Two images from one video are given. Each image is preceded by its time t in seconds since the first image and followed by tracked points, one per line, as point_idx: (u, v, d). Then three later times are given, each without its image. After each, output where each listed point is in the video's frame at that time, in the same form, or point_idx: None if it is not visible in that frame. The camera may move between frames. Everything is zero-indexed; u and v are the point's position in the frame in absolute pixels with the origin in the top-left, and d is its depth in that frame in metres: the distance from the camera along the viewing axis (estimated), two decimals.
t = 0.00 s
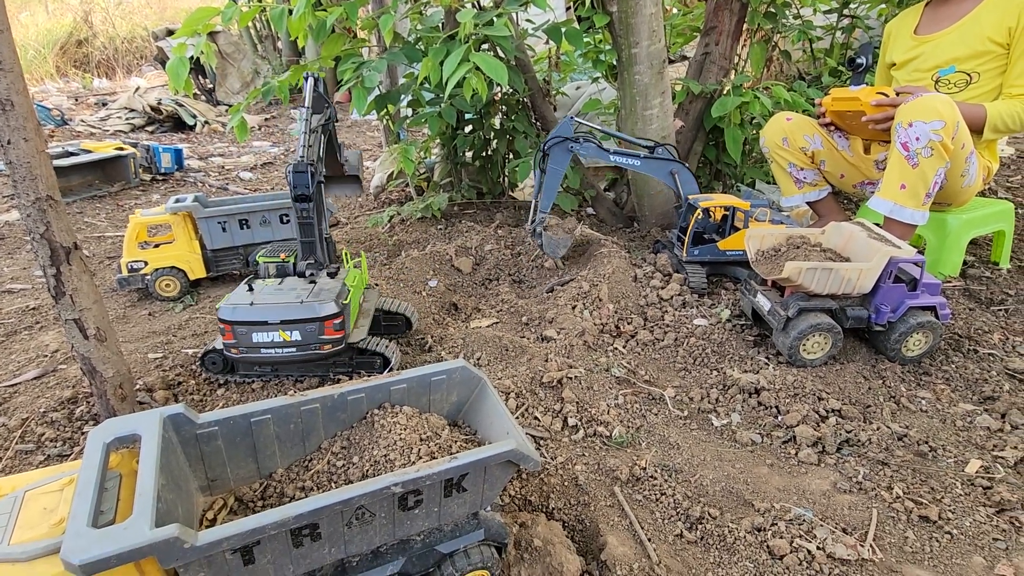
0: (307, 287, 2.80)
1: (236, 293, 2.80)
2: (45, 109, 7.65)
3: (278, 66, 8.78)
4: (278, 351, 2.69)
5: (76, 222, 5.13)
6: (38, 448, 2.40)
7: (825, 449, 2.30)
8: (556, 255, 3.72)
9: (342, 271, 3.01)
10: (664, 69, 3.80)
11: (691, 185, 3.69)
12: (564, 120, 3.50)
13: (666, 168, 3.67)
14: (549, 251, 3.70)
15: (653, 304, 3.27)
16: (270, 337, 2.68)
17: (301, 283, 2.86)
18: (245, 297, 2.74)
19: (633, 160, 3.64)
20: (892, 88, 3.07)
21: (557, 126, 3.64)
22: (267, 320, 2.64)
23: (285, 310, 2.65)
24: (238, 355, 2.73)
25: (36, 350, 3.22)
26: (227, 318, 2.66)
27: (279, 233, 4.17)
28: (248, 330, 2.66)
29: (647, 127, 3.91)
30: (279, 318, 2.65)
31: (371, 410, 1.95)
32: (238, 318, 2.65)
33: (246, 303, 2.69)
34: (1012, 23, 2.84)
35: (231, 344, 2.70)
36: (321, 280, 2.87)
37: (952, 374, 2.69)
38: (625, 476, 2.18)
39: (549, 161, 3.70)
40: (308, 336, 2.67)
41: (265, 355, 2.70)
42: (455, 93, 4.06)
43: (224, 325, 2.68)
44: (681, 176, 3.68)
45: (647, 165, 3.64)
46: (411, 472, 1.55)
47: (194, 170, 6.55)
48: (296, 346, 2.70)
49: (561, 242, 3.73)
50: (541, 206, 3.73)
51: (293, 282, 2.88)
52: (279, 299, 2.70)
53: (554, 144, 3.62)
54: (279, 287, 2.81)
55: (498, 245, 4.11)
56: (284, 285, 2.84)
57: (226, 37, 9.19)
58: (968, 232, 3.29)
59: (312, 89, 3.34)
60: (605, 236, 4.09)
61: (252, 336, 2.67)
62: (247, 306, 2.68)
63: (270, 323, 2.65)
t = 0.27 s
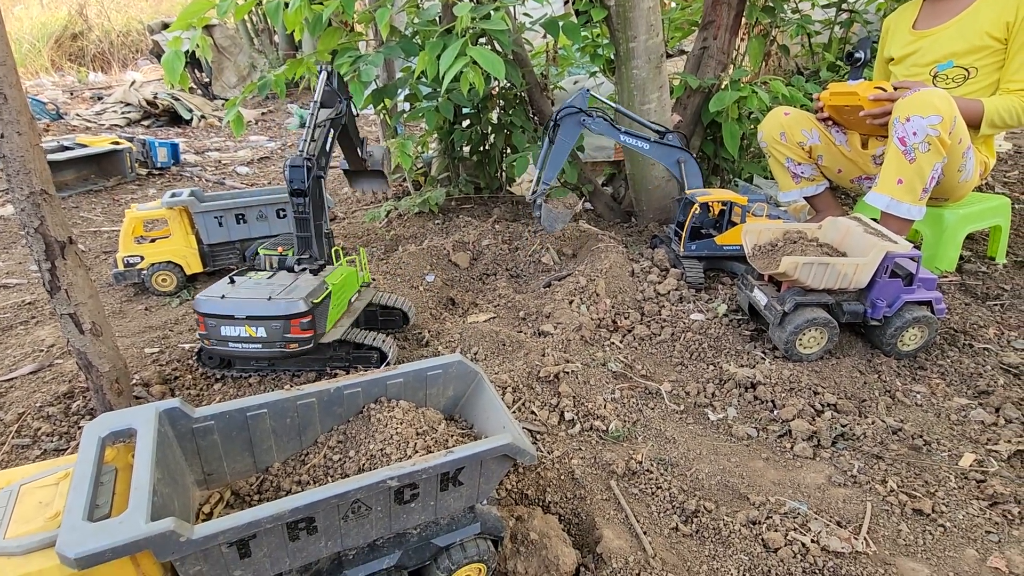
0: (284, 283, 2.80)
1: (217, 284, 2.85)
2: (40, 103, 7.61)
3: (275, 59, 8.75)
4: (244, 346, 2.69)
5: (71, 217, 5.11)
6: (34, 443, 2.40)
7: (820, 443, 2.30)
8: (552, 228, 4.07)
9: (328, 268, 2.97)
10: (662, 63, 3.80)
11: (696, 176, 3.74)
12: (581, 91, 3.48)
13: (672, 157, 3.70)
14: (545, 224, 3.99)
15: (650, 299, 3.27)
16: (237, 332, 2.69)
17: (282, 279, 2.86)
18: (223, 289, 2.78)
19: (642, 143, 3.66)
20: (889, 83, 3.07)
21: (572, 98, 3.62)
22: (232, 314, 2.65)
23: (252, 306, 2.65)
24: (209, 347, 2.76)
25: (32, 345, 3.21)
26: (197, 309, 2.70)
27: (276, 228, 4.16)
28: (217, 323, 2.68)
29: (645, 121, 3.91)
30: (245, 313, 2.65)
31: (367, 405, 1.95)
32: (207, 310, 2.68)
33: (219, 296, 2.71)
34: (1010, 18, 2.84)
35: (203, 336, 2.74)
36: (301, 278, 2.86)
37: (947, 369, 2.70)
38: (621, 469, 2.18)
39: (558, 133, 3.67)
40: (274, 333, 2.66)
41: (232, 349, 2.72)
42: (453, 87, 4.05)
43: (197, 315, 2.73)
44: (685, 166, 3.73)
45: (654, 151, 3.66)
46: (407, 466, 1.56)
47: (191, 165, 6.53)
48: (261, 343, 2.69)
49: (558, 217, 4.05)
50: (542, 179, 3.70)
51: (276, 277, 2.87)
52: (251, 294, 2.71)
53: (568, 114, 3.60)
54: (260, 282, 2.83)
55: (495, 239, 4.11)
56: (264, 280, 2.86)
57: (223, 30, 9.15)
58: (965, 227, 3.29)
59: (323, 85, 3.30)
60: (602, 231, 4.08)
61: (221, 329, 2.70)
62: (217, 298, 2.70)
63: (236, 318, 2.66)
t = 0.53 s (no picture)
0: (263, 279, 2.79)
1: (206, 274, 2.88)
2: (37, 99, 7.59)
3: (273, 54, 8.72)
4: (216, 339, 2.71)
5: (69, 213, 5.10)
6: (33, 439, 2.40)
7: (817, 438, 2.31)
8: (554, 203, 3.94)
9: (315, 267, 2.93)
10: (661, 59, 3.79)
11: (704, 167, 3.79)
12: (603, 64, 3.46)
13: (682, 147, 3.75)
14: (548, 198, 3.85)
15: (649, 295, 3.27)
16: (210, 325, 2.70)
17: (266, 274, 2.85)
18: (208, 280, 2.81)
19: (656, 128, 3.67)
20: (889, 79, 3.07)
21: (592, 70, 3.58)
22: (206, 308, 2.67)
23: (224, 301, 2.65)
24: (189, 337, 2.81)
25: (30, 341, 3.21)
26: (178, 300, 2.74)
27: (274, 223, 4.16)
28: (194, 314, 2.71)
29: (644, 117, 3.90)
30: (216, 308, 2.66)
31: (366, 400, 1.95)
32: (186, 301, 2.71)
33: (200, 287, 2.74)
34: (1010, 14, 2.84)
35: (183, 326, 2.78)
36: (284, 275, 2.84)
37: (944, 364, 2.71)
38: (619, 465, 2.19)
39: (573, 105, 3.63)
40: (242, 330, 2.66)
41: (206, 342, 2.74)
42: (451, 82, 4.04)
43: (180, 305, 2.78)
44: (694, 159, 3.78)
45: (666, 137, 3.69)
46: (406, 461, 1.56)
47: (189, 160, 6.51)
48: (232, 338, 2.69)
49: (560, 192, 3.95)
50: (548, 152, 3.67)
51: (261, 272, 2.87)
52: (227, 288, 2.72)
53: (587, 86, 3.56)
54: (244, 275, 2.84)
55: (494, 235, 4.11)
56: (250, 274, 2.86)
57: (220, 25, 9.11)
58: (963, 224, 3.30)
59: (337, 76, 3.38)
60: (601, 227, 4.09)
61: (197, 321, 2.73)
62: (196, 290, 2.73)
63: (209, 311, 2.67)
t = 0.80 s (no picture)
0: (246, 276, 2.75)
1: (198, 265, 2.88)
2: (35, 95, 7.56)
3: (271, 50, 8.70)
4: (192, 333, 2.70)
5: (68, 210, 5.09)
6: (33, 437, 2.40)
7: (817, 436, 2.31)
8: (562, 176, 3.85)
9: (302, 266, 2.88)
10: (661, 56, 3.78)
11: (712, 162, 3.82)
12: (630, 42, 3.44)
13: (694, 140, 3.78)
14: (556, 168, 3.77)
15: (649, 293, 3.27)
16: (187, 318, 2.70)
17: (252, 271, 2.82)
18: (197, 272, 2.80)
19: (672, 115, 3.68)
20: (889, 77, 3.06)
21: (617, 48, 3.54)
22: (183, 302, 2.66)
23: (199, 296, 2.64)
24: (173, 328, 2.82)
25: (30, 339, 3.21)
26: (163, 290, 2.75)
27: (273, 221, 4.16)
28: (174, 307, 2.72)
29: (644, 114, 3.88)
30: (191, 302, 2.65)
31: (366, 399, 1.95)
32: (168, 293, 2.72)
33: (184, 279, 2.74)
34: (1011, 11, 2.83)
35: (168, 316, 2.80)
36: (268, 272, 2.80)
37: (943, 362, 2.71)
38: (619, 463, 2.19)
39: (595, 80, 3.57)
40: (215, 327, 2.64)
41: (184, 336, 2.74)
42: (451, 79, 4.03)
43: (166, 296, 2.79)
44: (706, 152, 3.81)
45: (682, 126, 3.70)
46: (406, 461, 1.56)
47: (188, 157, 6.50)
48: (206, 334, 2.67)
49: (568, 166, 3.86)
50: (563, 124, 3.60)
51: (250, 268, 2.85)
52: (207, 283, 2.70)
53: (611, 60, 3.50)
54: (232, 269, 2.82)
55: (494, 233, 4.11)
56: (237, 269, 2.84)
57: (219, 21, 9.08)
58: (963, 221, 3.30)
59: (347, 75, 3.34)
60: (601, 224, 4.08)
61: (177, 313, 2.74)
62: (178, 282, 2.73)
63: (186, 305, 2.66)
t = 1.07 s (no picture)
0: (230, 270, 2.73)
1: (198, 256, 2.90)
2: (33, 91, 7.54)
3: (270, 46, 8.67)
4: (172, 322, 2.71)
5: (67, 206, 5.07)
6: (31, 433, 2.39)
7: (818, 431, 2.30)
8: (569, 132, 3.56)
9: (291, 263, 2.85)
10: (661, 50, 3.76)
11: (722, 157, 3.82)
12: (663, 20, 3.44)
13: (706, 134, 3.78)
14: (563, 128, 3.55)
15: (650, 288, 3.26)
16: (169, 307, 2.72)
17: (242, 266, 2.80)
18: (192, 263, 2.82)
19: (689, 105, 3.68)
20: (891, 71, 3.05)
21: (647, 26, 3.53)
22: (165, 290, 2.68)
23: (178, 286, 2.64)
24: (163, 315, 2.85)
25: (28, 335, 3.19)
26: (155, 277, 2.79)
27: (271, 217, 4.16)
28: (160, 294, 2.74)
29: (645, 109, 3.86)
30: (171, 291, 2.66)
31: (366, 394, 1.94)
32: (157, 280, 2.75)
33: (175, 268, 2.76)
34: (1014, 4, 2.82)
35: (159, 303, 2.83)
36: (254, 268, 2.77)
37: (945, 357, 2.70)
38: (620, 458, 2.18)
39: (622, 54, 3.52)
40: (190, 317, 2.63)
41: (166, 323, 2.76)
42: (451, 74, 4.01)
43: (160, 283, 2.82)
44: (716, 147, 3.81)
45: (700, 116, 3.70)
46: (406, 455, 1.55)
47: (187, 153, 6.48)
48: (184, 324, 2.67)
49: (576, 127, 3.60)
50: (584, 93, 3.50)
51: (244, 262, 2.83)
52: (190, 274, 2.70)
53: (638, 36, 3.47)
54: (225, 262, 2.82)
55: (494, 228, 4.09)
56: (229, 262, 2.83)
57: (217, 17, 9.05)
58: (965, 215, 3.28)
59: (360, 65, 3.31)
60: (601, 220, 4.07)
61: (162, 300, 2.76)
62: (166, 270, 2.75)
63: (167, 294, 2.68)
